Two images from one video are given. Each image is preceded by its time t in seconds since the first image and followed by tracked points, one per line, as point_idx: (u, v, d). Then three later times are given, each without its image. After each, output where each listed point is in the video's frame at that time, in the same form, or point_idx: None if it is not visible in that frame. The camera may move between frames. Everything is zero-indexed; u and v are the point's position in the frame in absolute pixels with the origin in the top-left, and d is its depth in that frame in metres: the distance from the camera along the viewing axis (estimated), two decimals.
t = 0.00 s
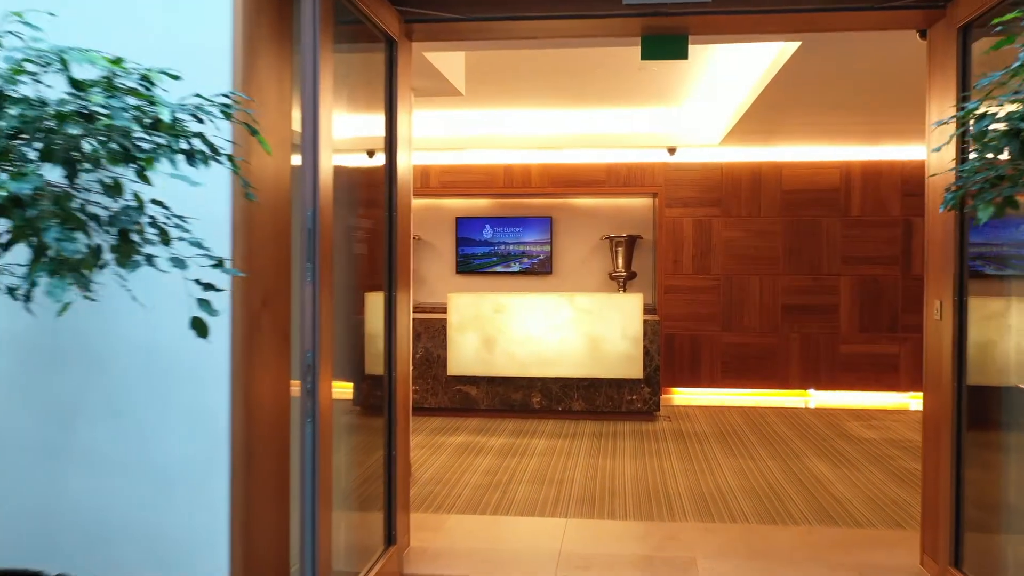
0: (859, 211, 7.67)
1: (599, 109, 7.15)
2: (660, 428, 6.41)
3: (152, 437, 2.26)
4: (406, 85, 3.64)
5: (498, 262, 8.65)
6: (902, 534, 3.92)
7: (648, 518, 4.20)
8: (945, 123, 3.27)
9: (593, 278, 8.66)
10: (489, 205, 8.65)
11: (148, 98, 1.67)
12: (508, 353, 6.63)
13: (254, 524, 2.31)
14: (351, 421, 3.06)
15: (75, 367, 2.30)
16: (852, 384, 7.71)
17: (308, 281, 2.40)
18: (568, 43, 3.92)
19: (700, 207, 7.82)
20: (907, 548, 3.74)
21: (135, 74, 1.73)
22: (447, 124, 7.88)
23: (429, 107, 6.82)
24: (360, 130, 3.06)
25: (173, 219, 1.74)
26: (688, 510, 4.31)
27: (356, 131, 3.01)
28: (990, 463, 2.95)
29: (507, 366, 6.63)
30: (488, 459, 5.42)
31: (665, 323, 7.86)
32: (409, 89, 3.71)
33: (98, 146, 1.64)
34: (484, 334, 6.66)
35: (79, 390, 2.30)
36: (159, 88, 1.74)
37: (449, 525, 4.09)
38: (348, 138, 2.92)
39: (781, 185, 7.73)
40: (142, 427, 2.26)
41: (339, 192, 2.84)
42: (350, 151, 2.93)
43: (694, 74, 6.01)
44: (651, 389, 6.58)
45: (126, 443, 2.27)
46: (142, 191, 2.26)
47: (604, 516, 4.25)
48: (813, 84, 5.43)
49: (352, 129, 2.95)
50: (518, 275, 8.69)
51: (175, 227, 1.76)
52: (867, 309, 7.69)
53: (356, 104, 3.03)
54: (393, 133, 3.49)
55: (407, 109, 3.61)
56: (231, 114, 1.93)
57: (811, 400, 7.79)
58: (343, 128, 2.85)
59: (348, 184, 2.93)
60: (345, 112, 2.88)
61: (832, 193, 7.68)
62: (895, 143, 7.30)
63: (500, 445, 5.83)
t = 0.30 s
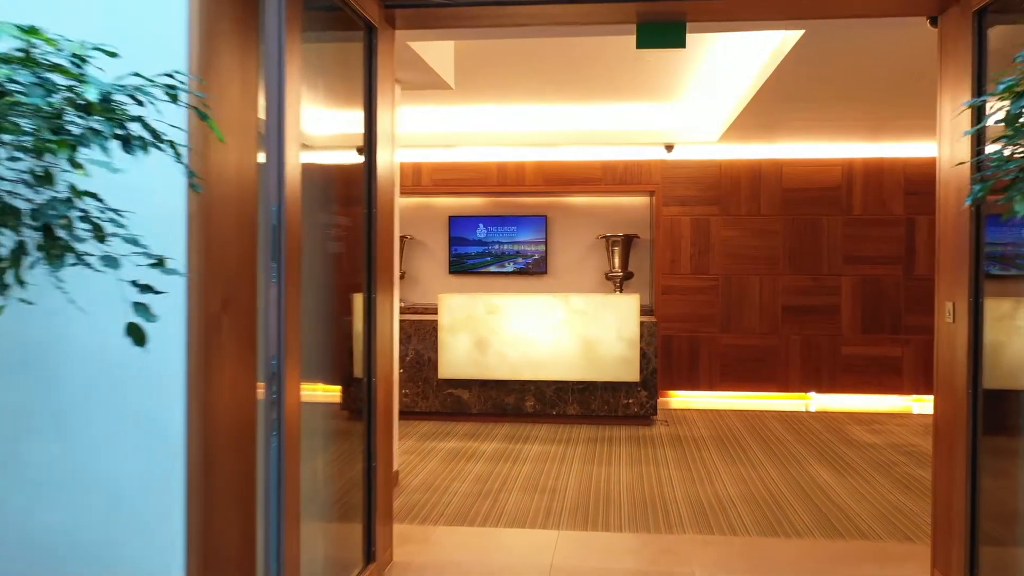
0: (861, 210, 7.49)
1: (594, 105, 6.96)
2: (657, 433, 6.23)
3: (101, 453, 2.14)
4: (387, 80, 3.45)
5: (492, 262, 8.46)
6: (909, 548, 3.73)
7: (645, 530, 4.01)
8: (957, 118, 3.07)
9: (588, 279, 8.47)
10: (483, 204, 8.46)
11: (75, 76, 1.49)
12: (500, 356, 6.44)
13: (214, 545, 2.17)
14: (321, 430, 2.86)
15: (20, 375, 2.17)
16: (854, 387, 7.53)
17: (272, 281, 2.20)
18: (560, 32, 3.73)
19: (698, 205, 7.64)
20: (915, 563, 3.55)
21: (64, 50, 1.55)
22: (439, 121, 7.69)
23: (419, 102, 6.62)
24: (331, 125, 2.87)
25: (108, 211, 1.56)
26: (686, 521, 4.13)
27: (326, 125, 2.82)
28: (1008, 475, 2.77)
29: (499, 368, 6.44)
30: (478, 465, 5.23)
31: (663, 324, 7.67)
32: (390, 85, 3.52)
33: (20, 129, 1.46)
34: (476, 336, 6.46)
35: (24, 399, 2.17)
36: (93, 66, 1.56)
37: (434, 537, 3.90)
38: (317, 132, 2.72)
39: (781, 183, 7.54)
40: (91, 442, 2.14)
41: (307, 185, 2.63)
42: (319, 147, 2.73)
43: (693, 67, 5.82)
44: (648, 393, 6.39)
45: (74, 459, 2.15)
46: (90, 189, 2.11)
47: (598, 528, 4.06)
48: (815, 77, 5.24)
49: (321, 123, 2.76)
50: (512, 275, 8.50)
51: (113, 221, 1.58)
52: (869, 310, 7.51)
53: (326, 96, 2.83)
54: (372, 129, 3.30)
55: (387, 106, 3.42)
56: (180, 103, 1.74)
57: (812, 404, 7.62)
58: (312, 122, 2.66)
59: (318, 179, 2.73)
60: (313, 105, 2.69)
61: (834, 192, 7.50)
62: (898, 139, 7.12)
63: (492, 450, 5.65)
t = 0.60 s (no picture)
0: (860, 208, 7.33)
1: (588, 100, 6.79)
2: (651, 437, 6.06)
3: (38, 476, 2.00)
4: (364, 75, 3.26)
5: (483, 262, 8.28)
6: (915, 560, 3.56)
7: (638, 540, 3.83)
8: (967, 113, 2.90)
9: (581, 279, 8.30)
10: (474, 202, 8.30)
11: None
12: (490, 358, 6.25)
13: (169, 565, 2.00)
14: (290, 436, 2.68)
15: None
16: (852, 389, 7.37)
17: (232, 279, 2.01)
18: (550, 18, 3.56)
19: (694, 203, 7.47)
20: None
21: None
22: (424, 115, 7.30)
23: (408, 96, 6.45)
24: (297, 121, 2.65)
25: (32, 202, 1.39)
26: (680, 531, 3.95)
27: (291, 121, 2.59)
28: None
29: (489, 370, 6.26)
30: (466, 471, 5.05)
31: (657, 325, 7.50)
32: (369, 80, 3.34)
33: None
34: (466, 337, 6.27)
35: None
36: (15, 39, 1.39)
37: (417, 549, 3.72)
38: (281, 127, 2.50)
39: (778, 180, 7.38)
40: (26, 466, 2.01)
41: (271, 181, 2.44)
42: (284, 142, 2.51)
43: (689, 59, 5.64)
44: (642, 395, 6.21)
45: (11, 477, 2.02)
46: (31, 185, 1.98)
47: (589, 538, 3.88)
48: (814, 67, 5.08)
49: (285, 116, 2.53)
50: (504, 275, 8.32)
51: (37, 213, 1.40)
52: (867, 310, 7.35)
53: (291, 89, 2.62)
54: (348, 127, 3.10)
55: (363, 104, 3.22)
56: (120, 82, 1.57)
57: (809, 407, 7.52)
58: (282, 114, 2.49)
59: (288, 175, 2.55)
60: (282, 94, 2.52)
61: (832, 190, 7.34)
62: (898, 136, 6.97)
63: (481, 455, 5.47)
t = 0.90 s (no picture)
0: (855, 206, 7.18)
1: (578, 96, 6.62)
2: (642, 442, 5.88)
3: None
4: (339, 68, 3.07)
5: (471, 262, 8.09)
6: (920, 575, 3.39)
7: (630, 554, 3.65)
8: (977, 107, 2.74)
9: (571, 279, 8.12)
10: (461, 201, 8.12)
11: None
12: (477, 360, 6.06)
13: None
14: (256, 446, 2.49)
15: None
16: (847, 392, 7.22)
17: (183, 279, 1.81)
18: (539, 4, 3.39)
19: (686, 202, 7.30)
20: None
21: None
22: (411, 112, 7.11)
23: (392, 91, 6.27)
24: (267, 113, 2.51)
25: None
26: (674, 544, 3.77)
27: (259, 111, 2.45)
28: None
29: (475, 373, 6.07)
30: (451, 479, 4.86)
31: (648, 326, 7.33)
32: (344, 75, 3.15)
33: None
34: (451, 339, 6.09)
35: None
36: None
37: (397, 564, 3.53)
38: (245, 116, 2.35)
39: (772, 178, 7.22)
40: None
41: (228, 178, 2.23)
42: (249, 134, 2.34)
43: (682, 51, 5.45)
44: (633, 399, 6.05)
45: None
46: None
47: (579, 552, 3.70)
48: (809, 58, 4.93)
49: (251, 105, 2.39)
50: (491, 275, 8.13)
51: None
52: (862, 311, 7.19)
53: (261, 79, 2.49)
54: (320, 125, 2.89)
55: (335, 101, 3.02)
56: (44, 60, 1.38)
57: (803, 409, 7.36)
58: (246, 104, 2.34)
59: (245, 168, 2.33)
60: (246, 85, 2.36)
61: (827, 188, 7.19)
62: (894, 133, 6.82)
63: (467, 462, 5.28)
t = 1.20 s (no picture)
0: (844, 206, 7.05)
1: (563, 93, 6.46)
2: (628, 448, 5.73)
3: None
4: (308, 62, 2.91)
5: (453, 263, 7.92)
6: None
7: (617, 569, 3.48)
8: (983, 101, 2.60)
9: (556, 280, 7.96)
10: (443, 200, 7.95)
11: None
12: (458, 364, 5.88)
13: None
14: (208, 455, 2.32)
15: None
16: (836, 395, 7.10)
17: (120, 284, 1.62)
18: None
19: (672, 201, 7.16)
20: None
21: None
22: (386, 110, 6.88)
23: (372, 87, 6.10)
24: (219, 97, 2.38)
25: None
26: (661, 556, 3.62)
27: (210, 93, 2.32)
28: None
29: (457, 377, 5.89)
30: (430, 488, 4.68)
31: (634, 328, 7.18)
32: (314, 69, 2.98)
33: None
34: (432, 342, 5.89)
35: None
36: None
37: None
38: (195, 100, 2.24)
39: (760, 177, 7.09)
40: None
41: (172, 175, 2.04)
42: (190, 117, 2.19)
43: (669, 44, 5.28)
44: (618, 403, 5.91)
45: None
46: None
47: (563, 566, 3.53)
48: (800, 53, 4.79)
49: (198, 85, 2.25)
50: (474, 276, 7.96)
51: None
52: (852, 313, 7.07)
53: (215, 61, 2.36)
54: (286, 121, 2.72)
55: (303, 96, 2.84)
56: None
57: (791, 412, 7.24)
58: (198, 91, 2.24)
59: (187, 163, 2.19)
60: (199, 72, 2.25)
61: (816, 187, 7.06)
62: (884, 131, 6.70)
63: (447, 469, 5.10)
